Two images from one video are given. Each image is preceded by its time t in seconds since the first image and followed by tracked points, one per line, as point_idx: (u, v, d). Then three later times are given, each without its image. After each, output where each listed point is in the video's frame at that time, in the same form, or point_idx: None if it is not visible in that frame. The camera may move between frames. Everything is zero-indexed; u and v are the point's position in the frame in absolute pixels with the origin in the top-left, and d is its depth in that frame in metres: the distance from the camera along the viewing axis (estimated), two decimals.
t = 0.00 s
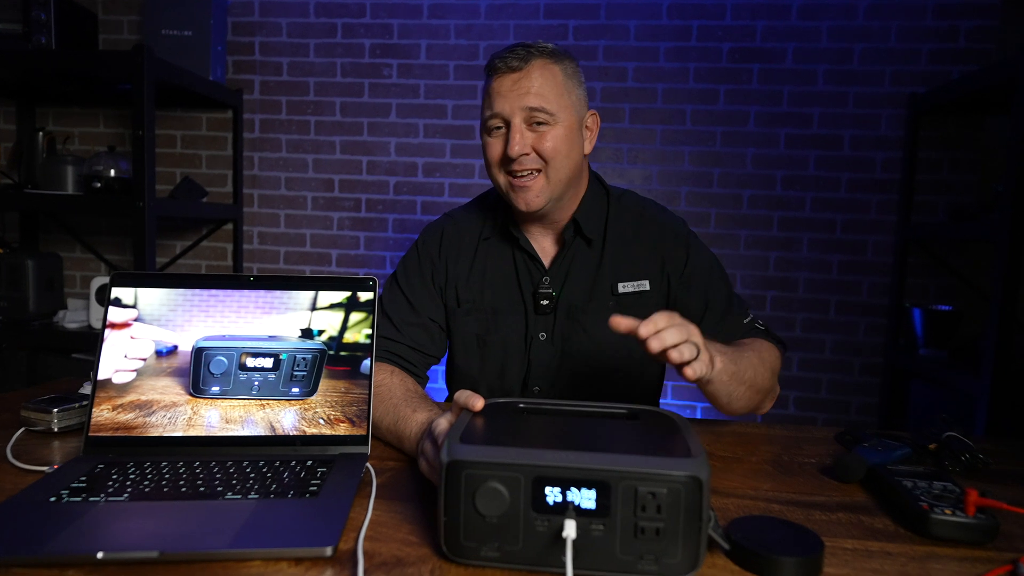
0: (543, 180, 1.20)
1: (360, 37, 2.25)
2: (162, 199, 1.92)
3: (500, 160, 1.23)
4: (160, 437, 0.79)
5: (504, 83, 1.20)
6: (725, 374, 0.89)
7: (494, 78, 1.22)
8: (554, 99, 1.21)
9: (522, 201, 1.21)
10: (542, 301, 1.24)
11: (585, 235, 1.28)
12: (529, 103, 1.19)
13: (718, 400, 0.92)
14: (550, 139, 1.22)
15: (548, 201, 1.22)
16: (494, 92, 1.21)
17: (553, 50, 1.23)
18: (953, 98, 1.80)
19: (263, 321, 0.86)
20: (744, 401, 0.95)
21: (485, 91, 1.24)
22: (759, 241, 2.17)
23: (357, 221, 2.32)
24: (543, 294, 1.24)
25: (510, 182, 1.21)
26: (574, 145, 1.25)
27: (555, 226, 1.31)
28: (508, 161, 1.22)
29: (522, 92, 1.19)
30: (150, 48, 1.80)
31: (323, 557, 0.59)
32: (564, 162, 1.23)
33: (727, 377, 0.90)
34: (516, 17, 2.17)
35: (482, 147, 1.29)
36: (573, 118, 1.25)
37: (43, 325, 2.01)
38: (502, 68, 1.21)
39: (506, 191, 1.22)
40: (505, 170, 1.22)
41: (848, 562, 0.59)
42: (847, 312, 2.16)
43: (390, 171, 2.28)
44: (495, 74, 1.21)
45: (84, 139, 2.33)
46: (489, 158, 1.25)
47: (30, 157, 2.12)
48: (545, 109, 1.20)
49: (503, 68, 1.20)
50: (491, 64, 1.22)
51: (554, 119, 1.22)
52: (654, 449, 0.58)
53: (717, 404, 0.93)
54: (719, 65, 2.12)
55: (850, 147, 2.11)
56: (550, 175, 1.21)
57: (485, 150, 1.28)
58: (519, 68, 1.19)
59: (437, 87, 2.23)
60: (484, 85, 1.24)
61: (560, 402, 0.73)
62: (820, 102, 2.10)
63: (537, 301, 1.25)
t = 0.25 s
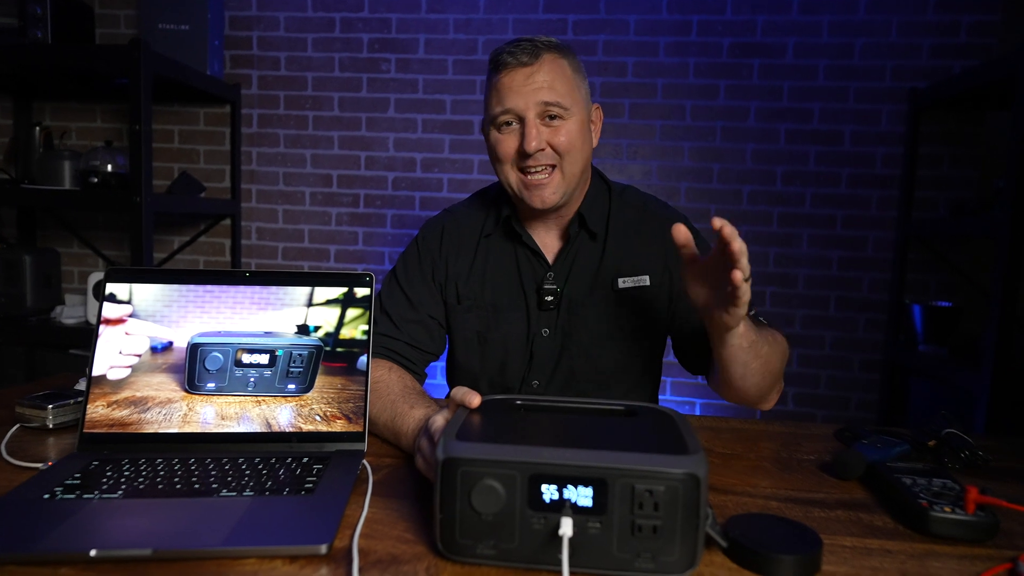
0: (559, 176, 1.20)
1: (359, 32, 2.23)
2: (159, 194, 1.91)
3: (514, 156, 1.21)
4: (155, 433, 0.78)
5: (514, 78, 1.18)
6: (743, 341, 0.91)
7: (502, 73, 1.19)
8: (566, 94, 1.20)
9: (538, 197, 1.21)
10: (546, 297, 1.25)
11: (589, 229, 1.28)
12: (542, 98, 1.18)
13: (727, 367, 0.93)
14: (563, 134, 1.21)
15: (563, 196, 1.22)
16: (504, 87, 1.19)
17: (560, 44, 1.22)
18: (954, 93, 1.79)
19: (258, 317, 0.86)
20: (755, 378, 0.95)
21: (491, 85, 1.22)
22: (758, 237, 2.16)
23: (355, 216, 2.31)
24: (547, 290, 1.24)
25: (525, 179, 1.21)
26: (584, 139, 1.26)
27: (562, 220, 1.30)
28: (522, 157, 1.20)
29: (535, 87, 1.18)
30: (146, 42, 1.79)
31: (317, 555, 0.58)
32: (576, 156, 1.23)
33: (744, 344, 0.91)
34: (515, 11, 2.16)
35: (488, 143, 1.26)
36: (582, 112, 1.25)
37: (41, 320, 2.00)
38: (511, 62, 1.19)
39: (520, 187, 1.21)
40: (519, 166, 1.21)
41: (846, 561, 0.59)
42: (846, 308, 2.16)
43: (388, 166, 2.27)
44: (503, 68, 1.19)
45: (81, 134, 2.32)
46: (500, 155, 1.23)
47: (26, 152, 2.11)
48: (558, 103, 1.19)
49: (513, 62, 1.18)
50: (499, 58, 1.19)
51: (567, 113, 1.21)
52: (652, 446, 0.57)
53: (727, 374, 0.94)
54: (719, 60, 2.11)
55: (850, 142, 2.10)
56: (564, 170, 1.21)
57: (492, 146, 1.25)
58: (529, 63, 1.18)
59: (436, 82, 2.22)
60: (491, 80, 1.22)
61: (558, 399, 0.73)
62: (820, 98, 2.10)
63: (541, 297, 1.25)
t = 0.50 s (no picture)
0: (554, 168, 1.19)
1: (357, 29, 2.23)
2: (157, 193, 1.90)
3: (506, 153, 1.20)
4: (150, 433, 0.78)
5: (502, 76, 1.18)
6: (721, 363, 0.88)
7: (490, 72, 1.19)
8: (554, 87, 1.19)
9: (533, 191, 1.19)
10: (542, 296, 1.24)
11: (586, 227, 1.27)
12: (531, 93, 1.18)
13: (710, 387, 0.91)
14: (555, 127, 1.20)
15: (559, 188, 1.21)
16: (492, 85, 1.19)
17: (545, 41, 1.22)
18: (954, 91, 1.79)
19: (254, 316, 0.85)
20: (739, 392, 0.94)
21: (480, 86, 1.22)
22: (757, 236, 2.16)
23: (353, 215, 2.30)
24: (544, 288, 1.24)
25: (519, 174, 1.19)
26: (576, 132, 1.24)
27: (558, 217, 1.28)
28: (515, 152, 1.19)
29: (523, 82, 1.17)
30: (143, 39, 1.78)
31: (311, 556, 0.58)
32: (570, 148, 1.22)
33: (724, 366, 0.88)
34: (514, 9, 2.15)
35: (480, 143, 1.25)
36: (572, 106, 1.24)
37: (38, 319, 2.00)
38: (497, 61, 1.19)
39: (515, 183, 1.20)
40: (512, 162, 1.20)
41: (844, 562, 0.59)
42: (845, 307, 2.16)
43: (387, 165, 2.27)
44: (490, 67, 1.19)
45: (79, 132, 2.31)
46: (493, 153, 1.22)
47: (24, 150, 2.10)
48: (547, 97, 1.18)
49: (499, 61, 1.19)
50: (485, 59, 1.20)
51: (557, 107, 1.20)
52: (648, 447, 0.57)
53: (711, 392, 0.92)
54: (718, 58, 2.11)
55: (850, 141, 2.10)
56: (558, 162, 1.20)
57: (484, 146, 1.24)
58: (515, 59, 1.18)
59: (434, 80, 2.21)
60: (479, 81, 1.22)
61: (555, 399, 0.72)
62: (819, 96, 2.09)
63: (538, 296, 1.24)
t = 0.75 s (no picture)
0: (541, 173, 1.19)
1: (356, 30, 2.23)
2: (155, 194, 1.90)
3: (495, 157, 1.21)
4: (147, 438, 0.78)
5: (491, 80, 1.18)
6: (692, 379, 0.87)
7: (480, 76, 1.19)
8: (543, 91, 1.19)
9: (522, 195, 1.20)
10: (535, 298, 1.25)
11: (578, 230, 1.27)
12: (519, 97, 1.18)
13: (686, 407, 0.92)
14: (544, 132, 1.20)
15: (547, 193, 1.21)
16: (481, 89, 1.19)
17: (537, 43, 1.22)
18: (953, 92, 1.78)
19: (251, 321, 0.85)
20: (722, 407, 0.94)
21: (471, 90, 1.22)
22: (756, 236, 2.16)
23: (352, 215, 2.30)
24: (536, 290, 1.24)
25: (507, 179, 1.20)
26: (566, 136, 1.24)
27: (549, 221, 1.29)
28: (502, 157, 1.20)
29: (511, 87, 1.17)
30: (141, 40, 1.78)
31: (307, 563, 0.58)
32: (559, 152, 1.22)
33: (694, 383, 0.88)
34: (513, 10, 2.15)
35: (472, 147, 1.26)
36: (563, 109, 1.23)
37: (37, 320, 2.00)
38: (487, 65, 1.19)
39: (504, 187, 1.21)
40: (501, 166, 1.20)
41: (839, 569, 0.59)
42: (844, 308, 2.16)
43: (385, 165, 2.27)
44: (480, 72, 1.20)
45: (77, 133, 2.31)
46: (483, 157, 1.23)
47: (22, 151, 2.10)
48: (535, 101, 1.18)
49: (489, 65, 1.19)
50: (475, 63, 1.20)
51: (545, 111, 1.20)
52: (644, 454, 0.57)
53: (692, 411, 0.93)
54: (717, 59, 2.11)
55: (848, 142, 2.10)
56: (547, 167, 1.20)
57: (476, 149, 1.25)
58: (504, 64, 1.18)
59: (433, 81, 2.21)
60: (470, 84, 1.22)
61: (552, 405, 0.72)
62: (818, 97, 2.09)
63: (531, 298, 1.25)
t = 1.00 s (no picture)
0: (531, 180, 1.19)
1: (355, 31, 2.23)
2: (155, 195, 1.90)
3: (486, 164, 1.21)
4: (148, 444, 0.78)
5: (483, 86, 1.18)
6: (677, 395, 0.89)
7: (473, 82, 1.20)
8: (534, 98, 1.19)
9: (512, 202, 1.20)
10: (530, 303, 1.25)
11: (572, 235, 1.27)
12: (510, 105, 1.18)
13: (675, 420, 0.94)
14: (534, 139, 1.20)
15: (538, 199, 1.21)
16: (474, 95, 1.19)
17: (531, 49, 1.22)
18: (952, 95, 1.79)
19: (252, 326, 0.85)
20: (711, 419, 0.96)
21: (465, 95, 1.22)
22: (755, 238, 2.16)
23: (352, 217, 2.30)
24: (530, 295, 1.24)
25: (497, 185, 1.20)
26: (558, 142, 1.24)
27: (543, 226, 1.29)
28: (493, 164, 1.20)
29: (502, 94, 1.18)
30: (141, 42, 1.78)
31: (308, 571, 0.58)
32: (550, 160, 1.22)
33: (680, 397, 0.90)
34: (513, 11, 2.15)
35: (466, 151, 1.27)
36: (555, 116, 1.23)
37: (37, 321, 2.00)
38: (481, 71, 1.19)
39: (495, 193, 1.21)
40: (492, 173, 1.21)
41: None
42: (843, 309, 2.16)
43: (385, 167, 2.27)
44: (473, 78, 1.20)
45: (77, 134, 2.31)
46: (475, 162, 1.24)
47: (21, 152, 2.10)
48: (527, 109, 1.18)
49: (483, 71, 1.19)
50: (470, 68, 1.20)
51: (537, 118, 1.20)
52: (642, 462, 0.58)
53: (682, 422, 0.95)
54: (717, 61, 2.11)
55: (848, 143, 2.10)
56: (537, 174, 1.20)
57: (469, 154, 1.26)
58: (497, 70, 1.18)
59: (433, 82, 2.21)
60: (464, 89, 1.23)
61: (551, 411, 0.73)
62: (818, 99, 2.09)
63: (526, 303, 1.25)
